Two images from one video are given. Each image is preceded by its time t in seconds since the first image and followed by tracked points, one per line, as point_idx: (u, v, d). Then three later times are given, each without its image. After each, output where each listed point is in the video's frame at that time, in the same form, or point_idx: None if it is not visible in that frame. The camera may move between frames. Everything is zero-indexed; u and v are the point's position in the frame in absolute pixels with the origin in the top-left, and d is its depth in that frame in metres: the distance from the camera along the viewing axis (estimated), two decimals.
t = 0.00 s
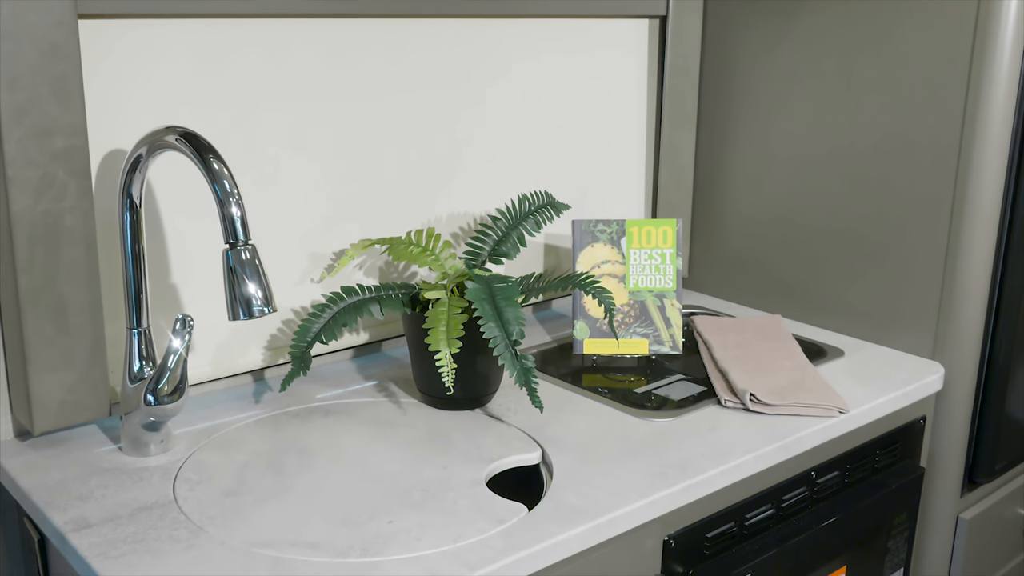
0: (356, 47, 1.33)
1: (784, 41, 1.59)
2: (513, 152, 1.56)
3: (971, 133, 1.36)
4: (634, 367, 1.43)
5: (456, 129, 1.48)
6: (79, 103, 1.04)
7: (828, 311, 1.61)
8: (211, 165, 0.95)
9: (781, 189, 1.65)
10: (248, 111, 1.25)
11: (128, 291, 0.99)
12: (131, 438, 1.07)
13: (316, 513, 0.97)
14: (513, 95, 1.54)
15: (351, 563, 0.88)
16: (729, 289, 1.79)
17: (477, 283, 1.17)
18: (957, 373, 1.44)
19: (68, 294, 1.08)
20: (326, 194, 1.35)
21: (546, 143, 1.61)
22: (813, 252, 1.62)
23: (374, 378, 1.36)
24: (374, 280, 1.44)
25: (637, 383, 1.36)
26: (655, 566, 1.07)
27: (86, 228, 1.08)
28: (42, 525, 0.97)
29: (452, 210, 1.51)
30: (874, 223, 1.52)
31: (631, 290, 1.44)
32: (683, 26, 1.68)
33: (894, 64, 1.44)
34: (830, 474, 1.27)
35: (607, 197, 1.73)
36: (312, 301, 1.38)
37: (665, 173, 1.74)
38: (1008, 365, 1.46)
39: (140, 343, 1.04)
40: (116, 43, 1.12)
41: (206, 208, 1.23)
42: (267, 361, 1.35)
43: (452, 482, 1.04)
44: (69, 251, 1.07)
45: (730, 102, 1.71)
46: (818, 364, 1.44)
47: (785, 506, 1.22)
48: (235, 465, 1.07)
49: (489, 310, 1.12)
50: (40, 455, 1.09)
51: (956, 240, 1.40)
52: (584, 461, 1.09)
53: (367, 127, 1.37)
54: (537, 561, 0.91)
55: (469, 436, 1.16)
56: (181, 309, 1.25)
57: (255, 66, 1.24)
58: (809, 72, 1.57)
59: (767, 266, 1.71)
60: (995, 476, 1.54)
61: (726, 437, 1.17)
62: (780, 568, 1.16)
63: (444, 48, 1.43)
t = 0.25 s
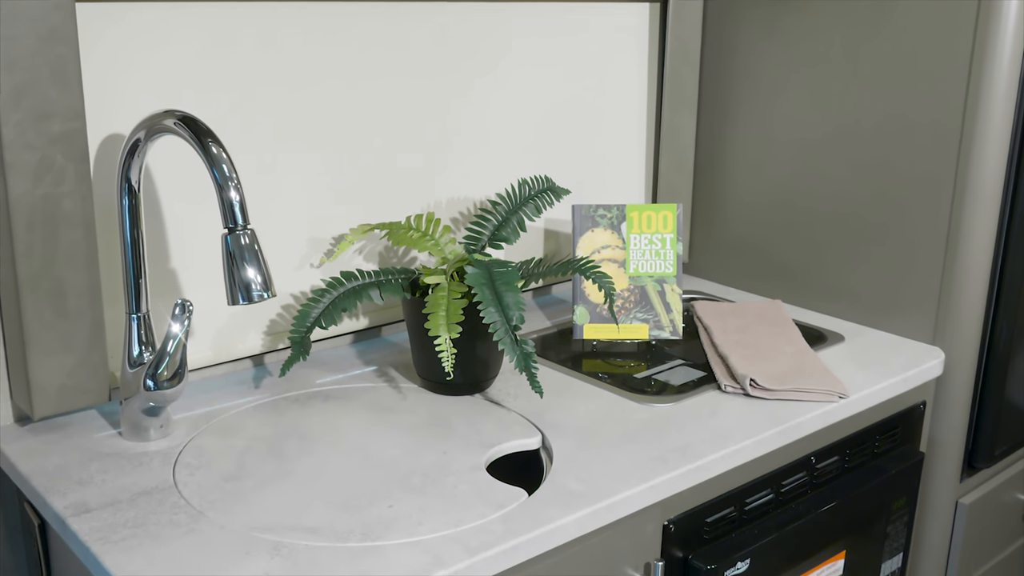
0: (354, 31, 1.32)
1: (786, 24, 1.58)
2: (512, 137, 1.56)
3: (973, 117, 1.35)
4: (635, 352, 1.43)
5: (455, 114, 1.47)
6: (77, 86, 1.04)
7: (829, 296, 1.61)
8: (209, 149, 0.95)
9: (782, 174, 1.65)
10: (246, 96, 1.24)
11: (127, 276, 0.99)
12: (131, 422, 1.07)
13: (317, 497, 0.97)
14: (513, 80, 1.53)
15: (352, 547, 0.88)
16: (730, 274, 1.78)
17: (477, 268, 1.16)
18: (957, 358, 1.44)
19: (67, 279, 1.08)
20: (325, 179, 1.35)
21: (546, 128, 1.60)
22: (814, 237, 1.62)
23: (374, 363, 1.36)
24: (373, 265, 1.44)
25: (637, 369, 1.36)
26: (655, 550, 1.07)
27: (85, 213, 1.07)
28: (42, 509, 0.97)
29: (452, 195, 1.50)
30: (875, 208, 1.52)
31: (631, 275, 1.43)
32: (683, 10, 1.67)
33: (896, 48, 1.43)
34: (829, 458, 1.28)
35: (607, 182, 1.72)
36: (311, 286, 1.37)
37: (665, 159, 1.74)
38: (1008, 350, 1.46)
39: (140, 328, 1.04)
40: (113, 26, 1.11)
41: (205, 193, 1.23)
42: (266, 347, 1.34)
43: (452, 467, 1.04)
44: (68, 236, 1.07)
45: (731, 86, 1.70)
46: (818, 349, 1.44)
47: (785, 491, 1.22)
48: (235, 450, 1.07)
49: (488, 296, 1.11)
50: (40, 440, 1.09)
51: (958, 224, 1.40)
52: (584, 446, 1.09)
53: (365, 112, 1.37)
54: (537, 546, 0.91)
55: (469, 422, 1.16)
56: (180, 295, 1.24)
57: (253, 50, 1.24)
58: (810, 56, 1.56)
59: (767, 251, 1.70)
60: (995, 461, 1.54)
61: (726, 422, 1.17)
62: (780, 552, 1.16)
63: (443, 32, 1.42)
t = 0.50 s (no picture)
0: (354, 13, 1.32)
1: (787, 7, 1.57)
2: (513, 121, 1.55)
3: (975, 99, 1.35)
4: (635, 337, 1.43)
5: (454, 97, 1.46)
6: (75, 69, 1.03)
7: (829, 280, 1.61)
8: (208, 133, 0.94)
9: (783, 157, 1.64)
10: (245, 79, 1.24)
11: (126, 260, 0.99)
12: (131, 407, 1.07)
13: (317, 481, 0.97)
14: (513, 63, 1.52)
15: (351, 531, 0.88)
16: (729, 258, 1.78)
17: (477, 251, 1.16)
18: (957, 342, 1.44)
19: (66, 264, 1.07)
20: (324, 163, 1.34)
21: (546, 112, 1.59)
22: (814, 221, 1.61)
23: (373, 347, 1.36)
24: (372, 249, 1.43)
25: (638, 353, 1.35)
26: (655, 534, 1.08)
27: (83, 197, 1.07)
28: (43, 493, 0.97)
29: (451, 179, 1.50)
30: (877, 192, 1.51)
31: (631, 259, 1.43)
32: None
33: (898, 30, 1.42)
34: (829, 443, 1.28)
35: (607, 166, 1.72)
36: (310, 270, 1.37)
37: (665, 143, 1.73)
38: (1008, 335, 1.46)
39: (139, 312, 1.04)
40: (110, 9, 1.10)
41: (204, 177, 1.22)
42: (266, 331, 1.34)
43: (452, 451, 1.04)
44: (66, 220, 1.06)
45: (732, 70, 1.69)
46: (818, 333, 1.44)
47: (785, 475, 1.22)
48: (235, 434, 1.07)
49: (488, 280, 1.11)
50: (40, 424, 1.09)
51: (959, 208, 1.40)
52: (584, 430, 1.09)
53: (365, 95, 1.36)
54: (537, 530, 0.92)
55: (469, 406, 1.16)
56: (179, 279, 1.24)
57: (251, 33, 1.23)
58: (812, 39, 1.55)
59: (767, 235, 1.70)
60: (994, 446, 1.54)
61: (726, 406, 1.17)
62: (779, 536, 1.16)
63: (442, 15, 1.41)
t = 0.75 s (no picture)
0: None
1: None
2: (513, 104, 1.54)
3: (977, 82, 1.34)
4: (635, 321, 1.43)
5: (454, 81, 1.45)
6: (72, 51, 1.02)
7: (830, 264, 1.61)
8: (206, 115, 0.94)
9: (784, 141, 1.63)
10: (243, 61, 1.23)
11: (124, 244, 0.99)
12: (130, 391, 1.07)
13: (317, 464, 0.97)
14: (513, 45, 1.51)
15: (351, 515, 0.88)
16: (729, 243, 1.77)
17: (477, 235, 1.15)
18: (958, 326, 1.44)
19: (64, 247, 1.07)
20: (323, 147, 1.34)
21: (546, 95, 1.58)
22: (815, 204, 1.61)
23: (373, 331, 1.36)
24: (372, 233, 1.43)
25: (638, 337, 1.35)
26: (655, 518, 1.08)
27: (81, 180, 1.06)
28: (42, 477, 0.97)
29: (451, 162, 1.49)
30: (878, 175, 1.50)
31: (631, 244, 1.43)
32: None
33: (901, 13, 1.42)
34: (829, 427, 1.28)
35: (607, 150, 1.71)
36: (310, 254, 1.37)
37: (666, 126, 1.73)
38: (1009, 319, 1.46)
39: (138, 296, 1.04)
40: None
41: (202, 160, 1.22)
42: (265, 315, 1.34)
43: (452, 435, 1.04)
44: (64, 203, 1.06)
45: (732, 53, 1.68)
46: (818, 317, 1.44)
47: (785, 459, 1.22)
48: (235, 418, 1.07)
49: (488, 264, 1.11)
50: (39, 408, 1.09)
51: (960, 191, 1.39)
52: (584, 414, 1.09)
53: (364, 78, 1.35)
54: (537, 513, 0.92)
55: (469, 390, 1.16)
56: (178, 263, 1.24)
57: (249, 15, 1.22)
58: (814, 21, 1.54)
59: (768, 219, 1.69)
60: (994, 430, 1.55)
61: (726, 390, 1.17)
62: (779, 520, 1.17)
63: None
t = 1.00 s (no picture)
0: None
1: None
2: (513, 87, 1.53)
3: (980, 65, 1.33)
4: (634, 306, 1.42)
5: (453, 64, 1.44)
6: (69, 34, 1.02)
7: (830, 249, 1.60)
8: (205, 99, 0.93)
9: (786, 125, 1.62)
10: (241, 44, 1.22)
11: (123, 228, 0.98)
12: (130, 375, 1.07)
13: (316, 449, 0.97)
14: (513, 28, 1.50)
15: (351, 499, 0.88)
16: (729, 227, 1.76)
17: (476, 220, 1.15)
18: (958, 310, 1.44)
19: (63, 231, 1.07)
20: (322, 130, 1.33)
21: (546, 78, 1.57)
22: (816, 189, 1.60)
23: (373, 316, 1.35)
24: (371, 217, 1.42)
25: (638, 322, 1.35)
26: (655, 503, 1.08)
27: (80, 163, 1.06)
28: (42, 462, 0.97)
29: (451, 146, 1.48)
30: (880, 159, 1.50)
31: (631, 228, 1.42)
32: None
33: None
34: (829, 412, 1.28)
35: (607, 133, 1.70)
36: (309, 239, 1.36)
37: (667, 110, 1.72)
38: (1009, 304, 1.46)
39: (137, 280, 1.04)
40: None
41: (200, 143, 1.21)
42: (264, 300, 1.34)
43: (452, 419, 1.04)
44: (62, 187, 1.05)
45: (734, 36, 1.67)
46: (819, 302, 1.43)
47: (784, 444, 1.23)
48: (235, 402, 1.07)
49: (487, 248, 1.10)
50: (39, 392, 1.08)
51: (962, 176, 1.39)
52: (584, 399, 1.09)
53: (362, 62, 1.34)
54: (537, 497, 0.92)
55: (469, 374, 1.15)
56: (177, 247, 1.23)
57: None
58: (816, 3, 1.52)
59: (769, 204, 1.68)
60: (994, 415, 1.55)
61: (726, 374, 1.17)
62: (778, 504, 1.17)
63: None
